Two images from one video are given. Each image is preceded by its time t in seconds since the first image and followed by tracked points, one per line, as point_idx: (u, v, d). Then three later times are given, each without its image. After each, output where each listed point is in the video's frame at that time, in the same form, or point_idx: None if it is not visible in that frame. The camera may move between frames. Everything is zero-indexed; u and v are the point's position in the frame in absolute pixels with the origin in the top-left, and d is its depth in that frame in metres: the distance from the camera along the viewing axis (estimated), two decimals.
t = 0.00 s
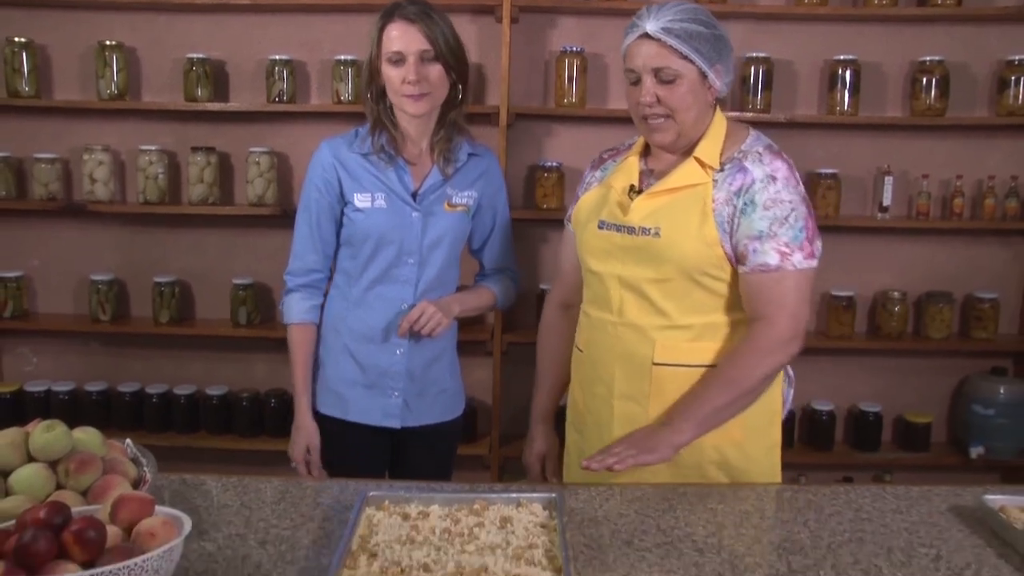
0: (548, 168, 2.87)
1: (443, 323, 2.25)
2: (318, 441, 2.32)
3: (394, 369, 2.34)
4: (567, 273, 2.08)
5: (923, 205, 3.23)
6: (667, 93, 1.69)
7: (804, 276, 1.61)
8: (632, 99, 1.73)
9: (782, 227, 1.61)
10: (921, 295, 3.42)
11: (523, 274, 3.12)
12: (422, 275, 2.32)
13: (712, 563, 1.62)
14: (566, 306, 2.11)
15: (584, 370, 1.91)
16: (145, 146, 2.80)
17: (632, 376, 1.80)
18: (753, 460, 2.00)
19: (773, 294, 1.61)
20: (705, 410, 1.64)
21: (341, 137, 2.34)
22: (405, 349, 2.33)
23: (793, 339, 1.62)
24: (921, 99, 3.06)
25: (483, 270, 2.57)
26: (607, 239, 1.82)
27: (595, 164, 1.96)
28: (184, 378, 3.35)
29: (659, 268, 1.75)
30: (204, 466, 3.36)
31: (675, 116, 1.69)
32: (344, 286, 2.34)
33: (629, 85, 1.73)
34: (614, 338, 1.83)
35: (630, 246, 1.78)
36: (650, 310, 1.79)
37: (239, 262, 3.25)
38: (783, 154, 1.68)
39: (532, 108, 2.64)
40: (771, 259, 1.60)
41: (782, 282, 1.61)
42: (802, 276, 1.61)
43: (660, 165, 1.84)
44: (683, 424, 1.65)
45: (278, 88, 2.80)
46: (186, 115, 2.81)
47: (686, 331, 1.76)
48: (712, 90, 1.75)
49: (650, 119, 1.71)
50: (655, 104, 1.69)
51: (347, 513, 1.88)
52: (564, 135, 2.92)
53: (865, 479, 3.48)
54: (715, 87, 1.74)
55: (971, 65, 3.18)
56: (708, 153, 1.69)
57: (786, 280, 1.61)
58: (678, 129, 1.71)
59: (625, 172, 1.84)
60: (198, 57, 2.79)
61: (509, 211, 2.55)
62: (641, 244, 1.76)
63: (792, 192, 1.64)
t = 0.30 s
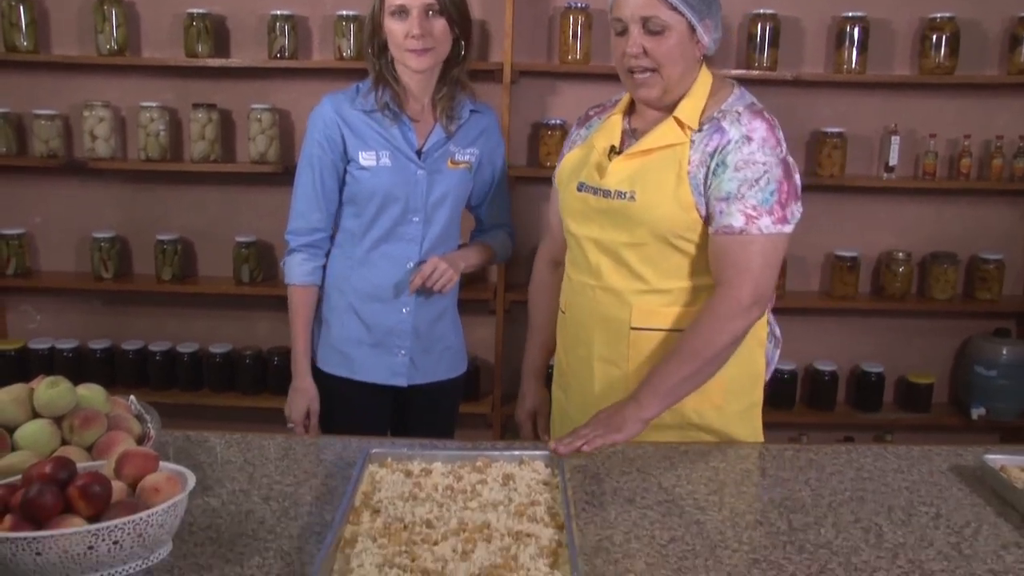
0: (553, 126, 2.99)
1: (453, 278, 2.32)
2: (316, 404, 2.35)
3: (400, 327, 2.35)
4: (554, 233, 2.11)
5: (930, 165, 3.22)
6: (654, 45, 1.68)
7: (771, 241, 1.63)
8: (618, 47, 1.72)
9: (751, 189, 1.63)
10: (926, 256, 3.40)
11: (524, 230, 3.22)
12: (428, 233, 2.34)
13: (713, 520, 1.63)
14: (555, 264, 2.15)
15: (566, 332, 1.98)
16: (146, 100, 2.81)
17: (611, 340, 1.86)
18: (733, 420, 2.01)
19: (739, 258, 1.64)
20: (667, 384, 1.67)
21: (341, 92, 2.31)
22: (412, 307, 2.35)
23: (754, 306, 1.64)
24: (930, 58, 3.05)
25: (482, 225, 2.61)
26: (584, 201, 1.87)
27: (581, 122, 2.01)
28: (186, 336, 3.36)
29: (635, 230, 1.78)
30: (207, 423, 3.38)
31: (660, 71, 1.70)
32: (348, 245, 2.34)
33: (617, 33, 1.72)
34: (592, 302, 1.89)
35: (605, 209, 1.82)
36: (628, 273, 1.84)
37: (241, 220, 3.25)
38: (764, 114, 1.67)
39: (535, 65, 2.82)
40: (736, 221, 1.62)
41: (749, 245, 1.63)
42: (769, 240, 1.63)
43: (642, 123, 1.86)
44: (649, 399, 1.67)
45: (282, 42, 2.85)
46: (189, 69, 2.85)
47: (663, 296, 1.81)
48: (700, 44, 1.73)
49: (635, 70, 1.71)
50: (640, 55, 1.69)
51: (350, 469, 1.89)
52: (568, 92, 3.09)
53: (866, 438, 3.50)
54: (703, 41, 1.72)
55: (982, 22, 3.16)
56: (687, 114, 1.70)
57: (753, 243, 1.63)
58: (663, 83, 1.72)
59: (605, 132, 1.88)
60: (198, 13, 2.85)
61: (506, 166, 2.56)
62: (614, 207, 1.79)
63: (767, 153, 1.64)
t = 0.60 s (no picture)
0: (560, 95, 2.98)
1: (459, 245, 2.33)
2: (343, 375, 2.34)
3: (409, 297, 2.36)
4: (555, 204, 2.11)
5: (940, 135, 3.19)
6: (653, 11, 1.66)
7: (776, 211, 1.61)
8: (616, 14, 1.71)
9: (756, 159, 1.61)
10: (935, 228, 3.38)
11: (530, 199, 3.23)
12: (434, 202, 2.34)
13: (719, 489, 1.64)
14: (555, 235, 2.15)
15: (566, 304, 1.98)
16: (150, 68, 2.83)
17: (611, 312, 1.87)
18: (735, 391, 2.02)
19: (744, 229, 1.62)
20: (671, 356, 1.68)
21: (342, 59, 2.29)
22: (420, 276, 2.36)
23: (759, 277, 1.64)
24: (943, 26, 3.01)
25: (486, 192, 2.61)
26: (585, 172, 1.86)
27: (579, 92, 1.99)
28: (194, 306, 3.37)
29: (636, 202, 1.77)
30: (215, 391, 3.41)
31: (658, 38, 1.69)
32: (354, 216, 2.34)
33: None
34: (593, 275, 1.89)
35: (605, 180, 1.81)
36: (629, 246, 1.83)
37: (248, 188, 3.25)
38: (765, 82, 1.65)
39: (542, 35, 2.80)
40: (741, 192, 1.61)
41: (753, 216, 1.62)
42: (774, 211, 1.62)
43: (642, 93, 1.84)
44: (653, 368, 1.68)
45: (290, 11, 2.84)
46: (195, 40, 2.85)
47: (665, 268, 1.81)
48: (700, 13, 1.71)
49: (633, 37, 1.71)
50: (638, 21, 1.68)
51: (357, 438, 1.90)
52: (577, 62, 3.08)
53: (872, 410, 3.50)
54: (703, 10, 1.70)
55: None
56: (688, 83, 1.69)
57: (758, 215, 1.61)
58: (661, 50, 1.71)
59: (605, 102, 1.86)
60: None
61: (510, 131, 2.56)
62: (614, 179, 1.78)
63: (770, 122, 1.63)
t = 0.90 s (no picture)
0: (569, 73, 2.97)
1: (462, 217, 2.29)
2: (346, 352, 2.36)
3: (414, 275, 2.37)
4: (563, 181, 2.09)
5: (952, 113, 3.16)
6: None
7: (792, 188, 1.60)
8: None
9: (771, 137, 1.60)
10: (945, 207, 3.36)
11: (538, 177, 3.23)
12: (440, 180, 2.34)
13: (726, 468, 1.64)
14: (562, 213, 2.14)
15: (574, 282, 1.98)
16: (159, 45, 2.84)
17: (622, 290, 1.87)
18: (742, 369, 2.02)
19: (760, 208, 1.61)
20: (685, 335, 1.67)
21: (349, 35, 2.28)
22: (425, 254, 2.36)
23: (775, 255, 1.63)
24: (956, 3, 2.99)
25: (494, 169, 2.60)
26: (595, 149, 1.85)
27: (588, 68, 1.97)
28: (202, 283, 3.38)
29: (647, 179, 1.77)
30: (223, 368, 3.42)
31: (669, 14, 1.68)
32: (359, 193, 2.34)
33: None
34: (603, 253, 1.89)
35: (616, 158, 1.80)
36: (641, 224, 1.83)
37: (256, 166, 3.25)
38: (779, 60, 1.64)
39: (550, 11, 2.79)
40: (758, 170, 1.60)
41: (769, 195, 1.61)
42: (790, 188, 1.60)
43: (653, 70, 1.83)
44: (667, 346, 1.67)
45: None
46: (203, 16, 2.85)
47: (677, 246, 1.81)
48: None
49: (643, 13, 1.69)
50: None
51: (365, 415, 1.91)
52: (586, 38, 3.07)
53: (879, 389, 3.49)
54: None
55: None
56: (701, 59, 1.67)
57: (775, 193, 1.60)
58: (671, 26, 1.70)
59: (616, 78, 1.85)
60: None
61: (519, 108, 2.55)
62: (626, 156, 1.77)
63: (785, 100, 1.61)
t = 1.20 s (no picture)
0: (574, 56, 2.97)
1: (468, 200, 2.30)
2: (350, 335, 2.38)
3: (420, 259, 2.37)
4: (571, 165, 2.08)
5: (959, 97, 3.14)
6: None
7: (803, 174, 1.59)
8: None
9: (784, 123, 1.59)
10: (952, 191, 3.34)
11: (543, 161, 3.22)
12: (447, 163, 2.34)
13: (731, 452, 1.64)
14: (569, 195, 2.14)
15: (582, 264, 1.98)
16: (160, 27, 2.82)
17: (628, 273, 1.87)
18: (748, 354, 2.01)
19: (770, 193, 1.60)
20: (692, 320, 1.66)
21: (357, 17, 2.27)
22: (431, 238, 2.36)
23: (784, 241, 1.63)
24: None
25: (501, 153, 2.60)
26: (607, 130, 1.84)
27: (601, 49, 1.97)
28: (207, 267, 3.39)
29: (658, 161, 1.76)
30: (228, 352, 3.43)
31: None
32: (366, 176, 2.34)
33: None
34: (611, 235, 1.89)
35: (628, 138, 1.80)
36: (650, 207, 1.83)
37: (261, 150, 3.25)
38: (794, 45, 1.63)
39: None
40: (769, 155, 1.59)
41: (779, 180, 1.60)
42: (800, 174, 1.60)
43: (666, 51, 1.80)
44: (674, 331, 1.66)
45: None
46: None
47: (685, 230, 1.80)
48: None
49: None
50: None
51: (369, 398, 1.92)
52: (592, 21, 3.07)
53: (884, 374, 3.49)
54: None
55: None
56: (715, 42, 1.66)
57: (786, 178, 1.59)
58: (668, 5, 1.68)
59: (630, 58, 1.84)
60: None
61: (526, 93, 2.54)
62: (638, 137, 1.77)
63: (798, 85, 1.60)
